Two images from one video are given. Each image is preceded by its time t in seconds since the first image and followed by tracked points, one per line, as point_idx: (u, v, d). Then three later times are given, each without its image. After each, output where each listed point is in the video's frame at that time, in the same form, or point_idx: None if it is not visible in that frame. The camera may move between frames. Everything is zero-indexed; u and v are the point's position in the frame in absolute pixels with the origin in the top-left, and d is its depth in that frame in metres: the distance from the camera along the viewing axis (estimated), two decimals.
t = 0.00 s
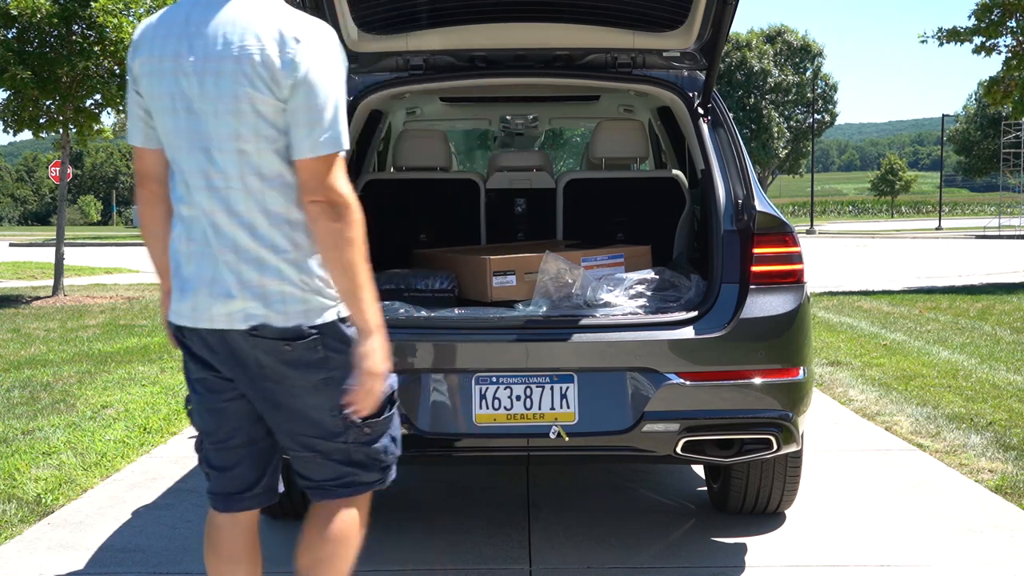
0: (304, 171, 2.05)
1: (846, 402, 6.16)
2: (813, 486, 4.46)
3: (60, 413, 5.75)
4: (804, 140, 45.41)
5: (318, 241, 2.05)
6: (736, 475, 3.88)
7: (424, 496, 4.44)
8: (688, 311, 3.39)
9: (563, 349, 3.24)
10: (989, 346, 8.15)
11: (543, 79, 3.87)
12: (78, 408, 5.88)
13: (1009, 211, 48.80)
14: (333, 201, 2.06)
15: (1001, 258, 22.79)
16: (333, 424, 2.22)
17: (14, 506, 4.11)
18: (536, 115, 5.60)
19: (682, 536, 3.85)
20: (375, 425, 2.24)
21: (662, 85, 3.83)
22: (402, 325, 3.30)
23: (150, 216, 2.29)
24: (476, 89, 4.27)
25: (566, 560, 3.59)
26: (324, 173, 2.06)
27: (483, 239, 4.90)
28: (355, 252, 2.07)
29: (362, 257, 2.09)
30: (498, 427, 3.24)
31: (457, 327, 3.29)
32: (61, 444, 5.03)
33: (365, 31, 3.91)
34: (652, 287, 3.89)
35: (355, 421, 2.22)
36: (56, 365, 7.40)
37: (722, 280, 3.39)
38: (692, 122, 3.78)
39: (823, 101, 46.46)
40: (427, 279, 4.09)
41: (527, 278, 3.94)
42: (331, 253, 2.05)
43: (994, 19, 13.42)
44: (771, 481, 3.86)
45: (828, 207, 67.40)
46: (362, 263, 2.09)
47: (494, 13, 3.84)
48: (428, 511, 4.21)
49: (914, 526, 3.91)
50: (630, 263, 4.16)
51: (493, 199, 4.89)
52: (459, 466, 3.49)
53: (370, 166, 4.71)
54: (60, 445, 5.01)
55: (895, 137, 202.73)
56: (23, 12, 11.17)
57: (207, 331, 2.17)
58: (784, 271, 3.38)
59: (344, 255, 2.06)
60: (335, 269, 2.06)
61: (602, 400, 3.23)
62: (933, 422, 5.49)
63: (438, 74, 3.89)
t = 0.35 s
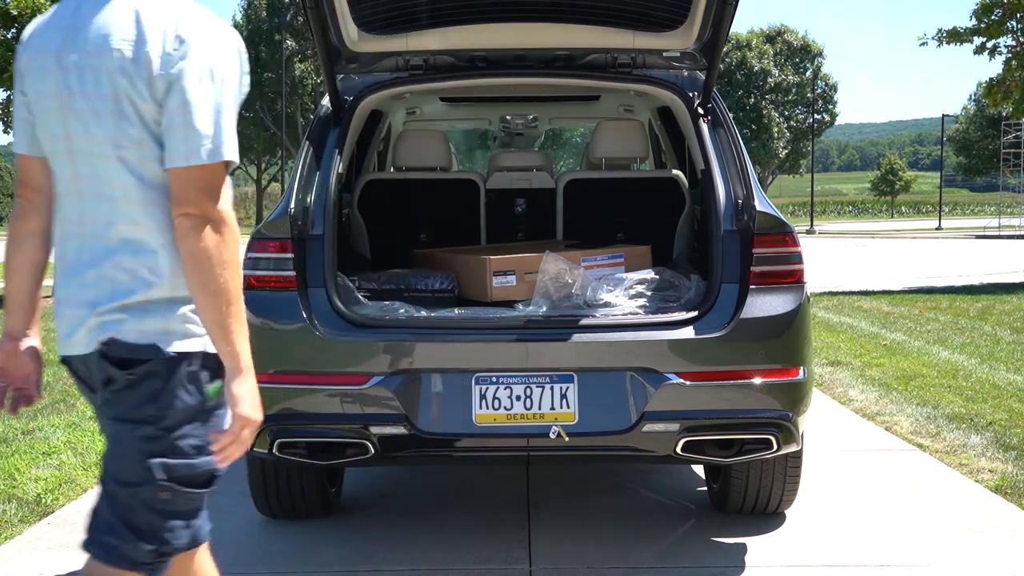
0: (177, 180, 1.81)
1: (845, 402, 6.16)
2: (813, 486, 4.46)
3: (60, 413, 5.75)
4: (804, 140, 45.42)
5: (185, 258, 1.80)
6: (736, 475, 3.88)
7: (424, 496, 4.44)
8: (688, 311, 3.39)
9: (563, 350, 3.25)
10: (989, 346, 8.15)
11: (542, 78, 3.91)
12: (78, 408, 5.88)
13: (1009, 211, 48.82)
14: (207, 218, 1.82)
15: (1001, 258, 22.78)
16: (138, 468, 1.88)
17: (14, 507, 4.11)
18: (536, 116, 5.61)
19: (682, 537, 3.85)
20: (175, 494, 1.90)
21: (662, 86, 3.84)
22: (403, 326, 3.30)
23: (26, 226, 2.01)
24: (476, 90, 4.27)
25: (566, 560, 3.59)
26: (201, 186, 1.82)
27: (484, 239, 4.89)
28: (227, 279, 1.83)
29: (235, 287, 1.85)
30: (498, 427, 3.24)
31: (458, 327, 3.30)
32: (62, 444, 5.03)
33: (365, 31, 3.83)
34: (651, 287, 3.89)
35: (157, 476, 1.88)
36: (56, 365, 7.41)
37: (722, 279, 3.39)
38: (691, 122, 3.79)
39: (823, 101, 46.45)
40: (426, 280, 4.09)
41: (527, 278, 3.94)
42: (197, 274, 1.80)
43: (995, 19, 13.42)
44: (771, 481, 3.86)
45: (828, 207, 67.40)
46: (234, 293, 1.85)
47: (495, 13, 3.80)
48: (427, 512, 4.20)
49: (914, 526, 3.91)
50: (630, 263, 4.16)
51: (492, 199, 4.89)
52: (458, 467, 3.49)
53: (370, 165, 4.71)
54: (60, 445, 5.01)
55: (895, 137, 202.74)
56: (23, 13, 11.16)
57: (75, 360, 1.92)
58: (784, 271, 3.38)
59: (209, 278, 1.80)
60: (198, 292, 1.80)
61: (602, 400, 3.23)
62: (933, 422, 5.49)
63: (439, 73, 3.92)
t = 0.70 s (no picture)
0: (36, 169, 1.64)
1: (845, 402, 6.16)
2: (812, 486, 4.47)
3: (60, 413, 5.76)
4: (804, 140, 45.41)
5: (96, 252, 1.68)
6: (736, 475, 3.88)
7: (424, 496, 4.44)
8: (688, 310, 3.40)
9: (563, 350, 3.25)
10: (989, 346, 8.15)
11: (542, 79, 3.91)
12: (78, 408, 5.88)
13: (1009, 211, 48.82)
14: (80, 202, 1.64)
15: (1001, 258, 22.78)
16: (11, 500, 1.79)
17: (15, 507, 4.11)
18: (536, 116, 5.61)
19: (682, 537, 3.85)
20: (59, 521, 1.83)
21: (662, 85, 3.85)
22: (403, 326, 3.30)
23: None
24: (476, 90, 4.27)
25: (566, 560, 3.59)
26: (60, 167, 1.64)
27: (484, 239, 4.89)
28: (139, 243, 1.70)
29: (150, 241, 1.72)
30: (498, 428, 3.24)
31: (458, 328, 3.29)
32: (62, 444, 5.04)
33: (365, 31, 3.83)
34: (651, 287, 3.89)
35: (35, 505, 1.80)
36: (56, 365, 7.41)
37: (722, 280, 3.39)
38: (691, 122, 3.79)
39: (823, 101, 46.44)
40: (426, 280, 4.09)
41: (527, 278, 3.94)
42: (117, 260, 1.70)
43: (996, 18, 13.42)
44: (771, 481, 3.86)
45: (828, 207, 67.39)
46: (153, 247, 1.73)
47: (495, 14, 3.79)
48: (426, 512, 4.20)
49: (914, 526, 3.91)
50: (630, 263, 4.16)
51: (493, 199, 4.90)
52: (458, 467, 3.49)
53: (370, 165, 4.72)
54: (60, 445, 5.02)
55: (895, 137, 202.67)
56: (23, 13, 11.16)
57: None
58: (784, 271, 3.38)
59: (129, 255, 1.69)
60: (128, 271, 1.72)
61: (602, 400, 3.23)
62: (933, 422, 5.49)
63: (440, 73, 3.93)
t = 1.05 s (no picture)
0: None
1: (845, 403, 6.16)
2: (812, 486, 4.47)
3: (60, 413, 5.76)
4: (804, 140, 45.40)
5: None
6: (736, 475, 3.87)
7: (423, 496, 4.43)
8: (688, 310, 3.40)
9: (563, 350, 3.25)
10: (990, 346, 8.15)
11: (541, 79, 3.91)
12: (78, 408, 5.88)
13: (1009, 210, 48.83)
14: None
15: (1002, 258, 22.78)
16: None
17: (14, 506, 4.11)
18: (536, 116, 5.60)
19: (682, 537, 3.85)
20: None
21: (662, 85, 3.86)
22: (402, 326, 3.29)
23: None
24: (476, 90, 4.27)
25: (566, 560, 3.59)
26: None
27: (484, 239, 4.89)
28: None
29: None
30: (498, 428, 3.24)
31: (457, 328, 3.29)
32: (61, 444, 5.04)
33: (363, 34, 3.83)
34: (652, 287, 3.89)
35: None
36: (56, 365, 7.41)
37: (722, 280, 3.39)
38: (692, 122, 3.79)
39: (823, 101, 46.43)
40: (425, 280, 4.09)
41: (527, 278, 3.95)
42: None
43: (995, 19, 13.42)
44: (771, 481, 3.86)
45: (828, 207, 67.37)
46: None
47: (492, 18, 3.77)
48: (426, 512, 4.20)
49: (914, 526, 3.91)
50: (630, 263, 4.16)
51: (493, 199, 4.91)
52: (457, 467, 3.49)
53: (370, 165, 4.72)
54: (60, 445, 5.02)
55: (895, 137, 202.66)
56: (23, 13, 11.15)
57: None
58: (784, 271, 3.38)
59: None
60: None
61: (602, 400, 3.23)
62: (933, 422, 5.49)
63: (439, 73, 3.94)
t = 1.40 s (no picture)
0: None
1: (845, 402, 6.16)
2: (812, 486, 4.47)
3: (60, 413, 5.76)
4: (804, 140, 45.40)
5: None
6: (736, 475, 3.87)
7: (423, 496, 4.43)
8: (688, 310, 3.40)
9: (564, 350, 3.25)
10: (990, 346, 8.15)
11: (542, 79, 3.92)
12: (78, 408, 5.88)
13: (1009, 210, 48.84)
14: None
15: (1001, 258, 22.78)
16: None
17: (14, 507, 4.10)
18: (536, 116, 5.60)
19: (681, 537, 3.85)
20: None
21: (662, 86, 3.86)
22: (402, 327, 3.29)
23: None
24: (476, 90, 4.27)
25: (567, 560, 3.59)
26: None
27: (483, 239, 4.90)
28: None
29: None
30: (498, 427, 3.24)
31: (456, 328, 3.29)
32: (61, 444, 5.04)
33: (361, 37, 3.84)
34: (652, 286, 3.88)
35: None
36: (56, 365, 7.41)
37: (722, 280, 3.39)
38: (692, 122, 3.79)
39: (823, 100, 46.43)
40: (425, 280, 4.09)
41: (526, 278, 3.95)
42: None
43: (995, 19, 13.42)
44: (771, 481, 3.85)
45: (828, 207, 67.37)
46: None
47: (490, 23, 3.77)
48: (426, 512, 4.20)
49: (914, 526, 3.91)
50: (630, 263, 4.16)
51: (493, 199, 4.91)
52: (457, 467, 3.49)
53: (370, 164, 4.72)
54: (60, 445, 5.02)
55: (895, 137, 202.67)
56: (23, 12, 11.14)
57: None
58: (784, 271, 3.38)
59: None
60: None
61: (602, 400, 3.23)
62: (932, 422, 5.49)
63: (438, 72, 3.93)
